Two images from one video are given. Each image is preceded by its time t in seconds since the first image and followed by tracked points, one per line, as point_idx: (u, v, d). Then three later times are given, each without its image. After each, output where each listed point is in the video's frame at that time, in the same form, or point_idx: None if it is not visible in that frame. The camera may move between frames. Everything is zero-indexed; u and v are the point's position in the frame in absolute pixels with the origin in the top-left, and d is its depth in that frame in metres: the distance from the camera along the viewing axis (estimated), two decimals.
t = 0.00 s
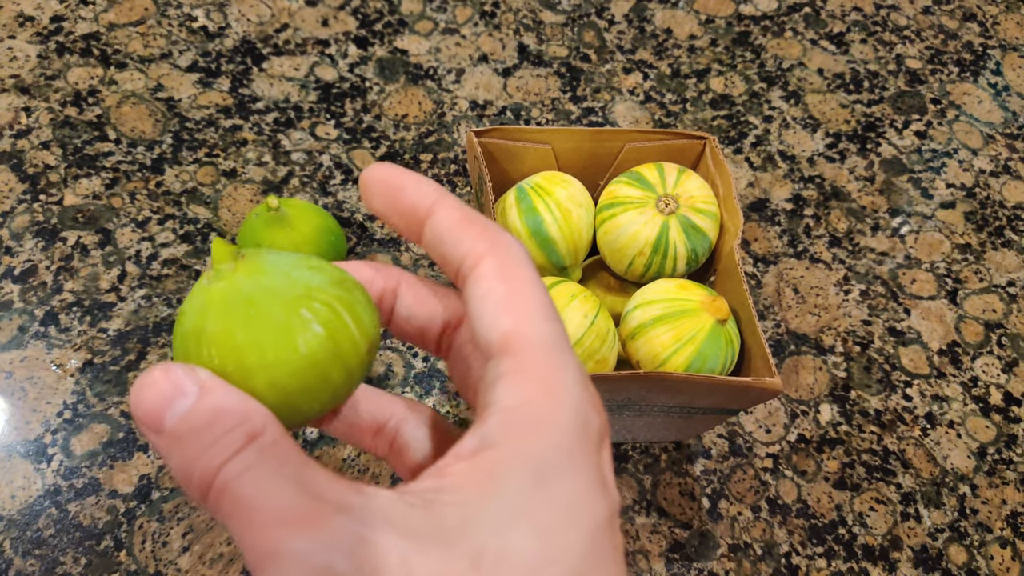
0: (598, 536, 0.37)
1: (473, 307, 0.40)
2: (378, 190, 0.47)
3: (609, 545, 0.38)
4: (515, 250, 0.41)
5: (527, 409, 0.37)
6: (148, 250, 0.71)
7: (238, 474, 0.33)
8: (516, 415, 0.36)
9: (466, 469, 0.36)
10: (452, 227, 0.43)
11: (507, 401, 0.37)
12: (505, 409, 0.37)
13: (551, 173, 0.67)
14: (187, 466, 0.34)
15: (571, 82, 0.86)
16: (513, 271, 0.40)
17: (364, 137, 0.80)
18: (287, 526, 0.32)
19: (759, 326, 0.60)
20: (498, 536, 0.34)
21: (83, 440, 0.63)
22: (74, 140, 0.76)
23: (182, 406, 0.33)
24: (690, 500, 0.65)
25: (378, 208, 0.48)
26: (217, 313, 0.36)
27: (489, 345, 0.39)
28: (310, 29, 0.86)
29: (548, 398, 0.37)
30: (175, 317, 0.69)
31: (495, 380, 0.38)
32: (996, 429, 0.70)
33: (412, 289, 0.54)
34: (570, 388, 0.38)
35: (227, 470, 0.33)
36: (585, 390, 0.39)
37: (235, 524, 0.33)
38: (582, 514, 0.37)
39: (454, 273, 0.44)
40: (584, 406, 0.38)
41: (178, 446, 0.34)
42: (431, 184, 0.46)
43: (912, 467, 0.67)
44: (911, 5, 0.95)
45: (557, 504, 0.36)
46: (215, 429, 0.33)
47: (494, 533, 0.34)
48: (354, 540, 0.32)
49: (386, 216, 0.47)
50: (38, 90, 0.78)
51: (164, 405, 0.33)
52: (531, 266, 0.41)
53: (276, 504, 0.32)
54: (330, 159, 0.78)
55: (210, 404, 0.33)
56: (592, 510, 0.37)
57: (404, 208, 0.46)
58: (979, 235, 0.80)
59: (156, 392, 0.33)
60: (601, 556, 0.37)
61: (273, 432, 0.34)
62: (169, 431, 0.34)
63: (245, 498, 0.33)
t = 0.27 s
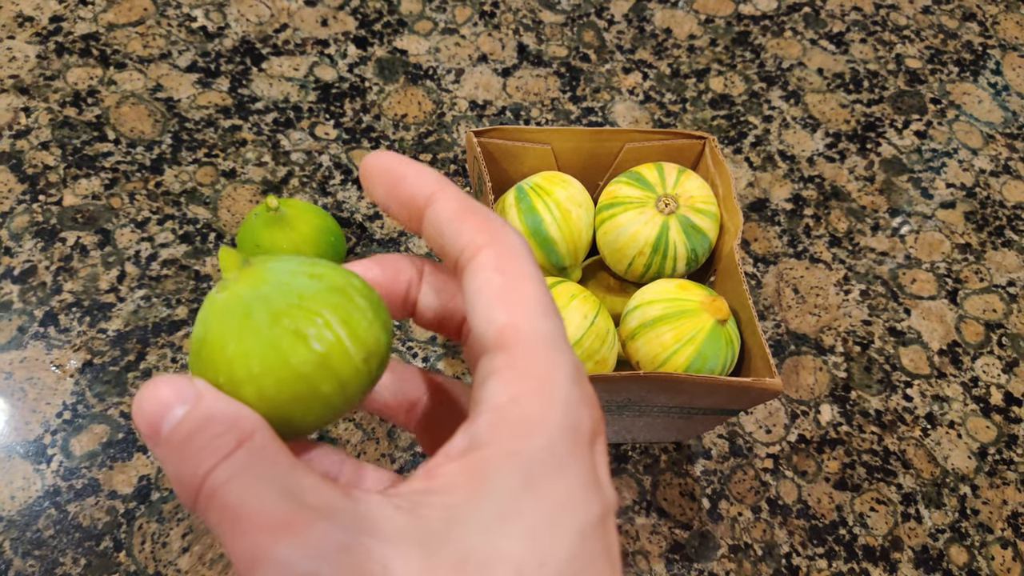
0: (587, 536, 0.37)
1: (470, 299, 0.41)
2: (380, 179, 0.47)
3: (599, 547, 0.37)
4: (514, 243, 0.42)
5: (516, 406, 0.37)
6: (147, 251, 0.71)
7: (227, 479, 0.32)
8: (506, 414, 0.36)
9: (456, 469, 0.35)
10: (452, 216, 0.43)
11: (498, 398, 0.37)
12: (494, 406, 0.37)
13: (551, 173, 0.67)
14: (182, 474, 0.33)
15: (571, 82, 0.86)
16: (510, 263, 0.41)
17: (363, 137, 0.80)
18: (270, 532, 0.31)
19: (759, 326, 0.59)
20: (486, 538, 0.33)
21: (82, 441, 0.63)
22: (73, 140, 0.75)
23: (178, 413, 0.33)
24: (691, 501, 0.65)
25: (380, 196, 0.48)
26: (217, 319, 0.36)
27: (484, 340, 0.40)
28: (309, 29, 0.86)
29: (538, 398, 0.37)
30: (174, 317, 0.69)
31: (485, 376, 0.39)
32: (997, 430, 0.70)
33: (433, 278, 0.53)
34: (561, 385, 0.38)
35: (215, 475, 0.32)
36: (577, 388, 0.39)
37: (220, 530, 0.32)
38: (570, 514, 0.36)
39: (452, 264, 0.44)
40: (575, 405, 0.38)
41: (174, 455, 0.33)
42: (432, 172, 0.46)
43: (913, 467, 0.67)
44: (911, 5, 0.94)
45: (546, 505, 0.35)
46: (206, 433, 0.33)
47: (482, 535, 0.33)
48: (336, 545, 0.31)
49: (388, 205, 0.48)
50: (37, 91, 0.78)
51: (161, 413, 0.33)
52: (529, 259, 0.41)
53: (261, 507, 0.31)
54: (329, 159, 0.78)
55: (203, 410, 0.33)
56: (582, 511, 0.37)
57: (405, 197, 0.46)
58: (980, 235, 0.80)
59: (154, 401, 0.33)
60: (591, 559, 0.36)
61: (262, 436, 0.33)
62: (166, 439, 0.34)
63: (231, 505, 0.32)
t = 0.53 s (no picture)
0: (583, 535, 0.37)
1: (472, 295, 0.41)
2: (386, 173, 0.46)
3: (595, 545, 0.37)
4: (516, 239, 0.41)
5: (515, 405, 0.37)
6: (145, 251, 0.71)
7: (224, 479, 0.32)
8: (504, 413, 0.36)
9: (454, 469, 0.35)
10: (455, 213, 0.43)
11: (497, 396, 0.37)
12: (494, 405, 0.37)
13: (549, 173, 0.67)
14: (180, 476, 0.33)
15: (569, 81, 0.86)
16: (512, 259, 0.40)
17: (361, 137, 0.80)
18: (267, 533, 0.31)
19: (757, 325, 0.60)
20: (482, 538, 0.34)
21: (80, 440, 0.63)
22: (71, 140, 0.76)
23: (177, 415, 0.33)
24: (689, 499, 0.65)
25: (384, 190, 0.47)
26: (223, 318, 0.37)
27: (484, 337, 0.40)
28: (308, 28, 0.86)
29: (536, 397, 0.37)
30: (172, 317, 0.69)
31: (485, 374, 0.39)
32: (994, 428, 0.70)
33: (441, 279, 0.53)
34: (561, 383, 0.38)
35: (214, 475, 0.32)
36: (576, 387, 0.39)
37: (219, 530, 0.32)
38: (567, 513, 0.36)
39: (454, 260, 0.44)
40: (574, 404, 0.38)
41: (172, 456, 0.33)
42: (437, 167, 0.46)
43: (910, 466, 0.67)
44: (908, 5, 0.95)
45: (543, 504, 0.36)
46: (205, 434, 0.33)
47: (479, 535, 0.34)
48: (331, 547, 0.31)
49: (392, 199, 0.47)
50: (35, 91, 0.78)
51: (159, 414, 0.33)
52: (530, 255, 0.41)
53: (259, 507, 0.31)
54: (328, 158, 0.78)
55: (201, 411, 0.33)
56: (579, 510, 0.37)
57: (409, 191, 0.46)
58: (977, 234, 0.80)
59: (153, 400, 0.33)
60: (587, 557, 0.37)
61: (260, 437, 0.33)
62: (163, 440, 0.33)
63: (229, 506, 0.32)
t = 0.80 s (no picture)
0: (575, 540, 0.36)
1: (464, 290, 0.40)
2: (380, 164, 0.45)
3: (589, 549, 0.36)
4: (510, 230, 0.40)
5: (506, 405, 0.36)
6: (147, 251, 0.72)
7: (210, 485, 0.32)
8: (493, 415, 0.36)
9: (442, 473, 0.35)
10: (449, 203, 0.42)
11: (487, 397, 0.36)
12: (484, 407, 0.36)
13: (549, 173, 0.67)
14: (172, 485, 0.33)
15: (570, 82, 0.86)
16: (506, 253, 0.40)
17: (362, 137, 0.80)
18: (251, 543, 0.31)
19: (758, 325, 0.60)
20: (469, 545, 0.33)
21: (82, 440, 0.63)
22: (73, 141, 0.76)
23: (173, 422, 0.34)
24: (690, 500, 0.65)
25: (379, 181, 0.46)
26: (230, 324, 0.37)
27: (477, 333, 0.39)
28: (309, 29, 0.86)
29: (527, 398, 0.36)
30: (173, 317, 0.69)
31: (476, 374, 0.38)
32: (995, 429, 0.70)
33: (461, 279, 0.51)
34: (553, 383, 0.37)
35: (201, 484, 0.33)
36: (569, 387, 0.37)
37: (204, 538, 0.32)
38: (558, 517, 0.35)
39: (449, 251, 0.43)
40: (566, 404, 0.37)
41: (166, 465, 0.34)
42: (432, 157, 0.44)
43: (912, 466, 0.67)
44: (909, 5, 0.95)
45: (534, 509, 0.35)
46: (194, 441, 0.33)
47: (467, 540, 0.33)
48: (316, 555, 0.31)
49: (388, 192, 0.46)
50: (37, 92, 0.78)
51: (158, 422, 0.34)
52: (526, 248, 0.40)
53: (243, 513, 0.31)
54: (329, 159, 0.78)
55: (193, 417, 0.34)
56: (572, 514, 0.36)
57: (403, 183, 0.44)
58: (979, 234, 0.80)
59: (153, 408, 0.34)
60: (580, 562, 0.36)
61: (247, 443, 0.33)
62: (160, 449, 0.34)
63: (215, 515, 0.32)
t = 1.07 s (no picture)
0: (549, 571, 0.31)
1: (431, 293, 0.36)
2: (344, 165, 0.42)
3: None
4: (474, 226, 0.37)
5: (459, 429, 0.32)
6: (148, 252, 0.72)
7: (187, 517, 0.34)
8: (446, 439, 0.32)
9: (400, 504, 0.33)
10: (415, 201, 0.39)
11: (442, 418, 0.33)
12: (439, 431, 0.33)
13: (551, 175, 0.67)
14: (160, 510, 0.35)
15: (570, 83, 0.86)
16: (469, 251, 0.36)
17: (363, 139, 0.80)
18: None
19: (759, 327, 0.60)
20: None
21: (83, 442, 0.63)
22: (74, 142, 0.76)
23: (159, 446, 0.36)
24: (691, 501, 0.65)
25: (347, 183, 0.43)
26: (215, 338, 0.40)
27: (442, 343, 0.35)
28: (310, 31, 0.86)
29: (482, 417, 0.32)
30: (175, 318, 0.69)
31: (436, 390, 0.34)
32: (996, 430, 0.70)
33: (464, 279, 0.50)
34: (510, 400, 0.33)
35: (180, 516, 0.34)
36: (532, 402, 0.33)
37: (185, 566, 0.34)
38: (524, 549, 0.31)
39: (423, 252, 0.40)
40: (528, 422, 0.33)
41: (157, 487, 0.36)
42: (393, 149, 0.41)
43: (912, 467, 0.67)
44: (909, 7, 0.95)
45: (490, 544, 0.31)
46: (178, 468, 0.35)
47: None
48: None
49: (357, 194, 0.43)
50: (38, 94, 0.78)
51: (147, 445, 0.36)
52: (493, 242, 0.36)
53: (219, 543, 0.33)
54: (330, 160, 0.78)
55: (174, 447, 0.36)
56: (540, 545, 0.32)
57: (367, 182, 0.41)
58: (979, 235, 0.80)
59: (139, 434, 0.37)
60: None
61: (225, 470, 0.35)
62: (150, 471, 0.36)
63: (195, 544, 0.33)
